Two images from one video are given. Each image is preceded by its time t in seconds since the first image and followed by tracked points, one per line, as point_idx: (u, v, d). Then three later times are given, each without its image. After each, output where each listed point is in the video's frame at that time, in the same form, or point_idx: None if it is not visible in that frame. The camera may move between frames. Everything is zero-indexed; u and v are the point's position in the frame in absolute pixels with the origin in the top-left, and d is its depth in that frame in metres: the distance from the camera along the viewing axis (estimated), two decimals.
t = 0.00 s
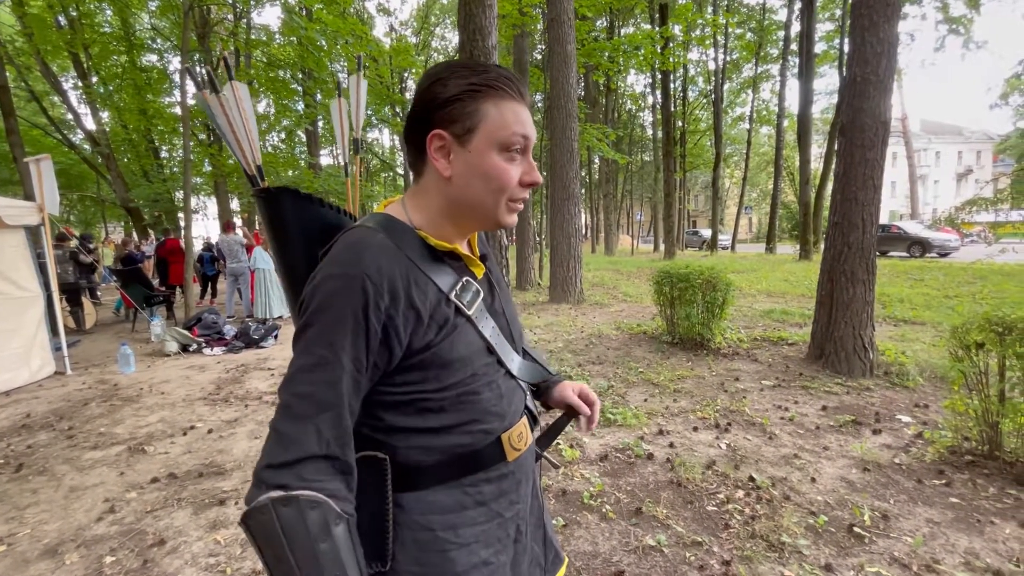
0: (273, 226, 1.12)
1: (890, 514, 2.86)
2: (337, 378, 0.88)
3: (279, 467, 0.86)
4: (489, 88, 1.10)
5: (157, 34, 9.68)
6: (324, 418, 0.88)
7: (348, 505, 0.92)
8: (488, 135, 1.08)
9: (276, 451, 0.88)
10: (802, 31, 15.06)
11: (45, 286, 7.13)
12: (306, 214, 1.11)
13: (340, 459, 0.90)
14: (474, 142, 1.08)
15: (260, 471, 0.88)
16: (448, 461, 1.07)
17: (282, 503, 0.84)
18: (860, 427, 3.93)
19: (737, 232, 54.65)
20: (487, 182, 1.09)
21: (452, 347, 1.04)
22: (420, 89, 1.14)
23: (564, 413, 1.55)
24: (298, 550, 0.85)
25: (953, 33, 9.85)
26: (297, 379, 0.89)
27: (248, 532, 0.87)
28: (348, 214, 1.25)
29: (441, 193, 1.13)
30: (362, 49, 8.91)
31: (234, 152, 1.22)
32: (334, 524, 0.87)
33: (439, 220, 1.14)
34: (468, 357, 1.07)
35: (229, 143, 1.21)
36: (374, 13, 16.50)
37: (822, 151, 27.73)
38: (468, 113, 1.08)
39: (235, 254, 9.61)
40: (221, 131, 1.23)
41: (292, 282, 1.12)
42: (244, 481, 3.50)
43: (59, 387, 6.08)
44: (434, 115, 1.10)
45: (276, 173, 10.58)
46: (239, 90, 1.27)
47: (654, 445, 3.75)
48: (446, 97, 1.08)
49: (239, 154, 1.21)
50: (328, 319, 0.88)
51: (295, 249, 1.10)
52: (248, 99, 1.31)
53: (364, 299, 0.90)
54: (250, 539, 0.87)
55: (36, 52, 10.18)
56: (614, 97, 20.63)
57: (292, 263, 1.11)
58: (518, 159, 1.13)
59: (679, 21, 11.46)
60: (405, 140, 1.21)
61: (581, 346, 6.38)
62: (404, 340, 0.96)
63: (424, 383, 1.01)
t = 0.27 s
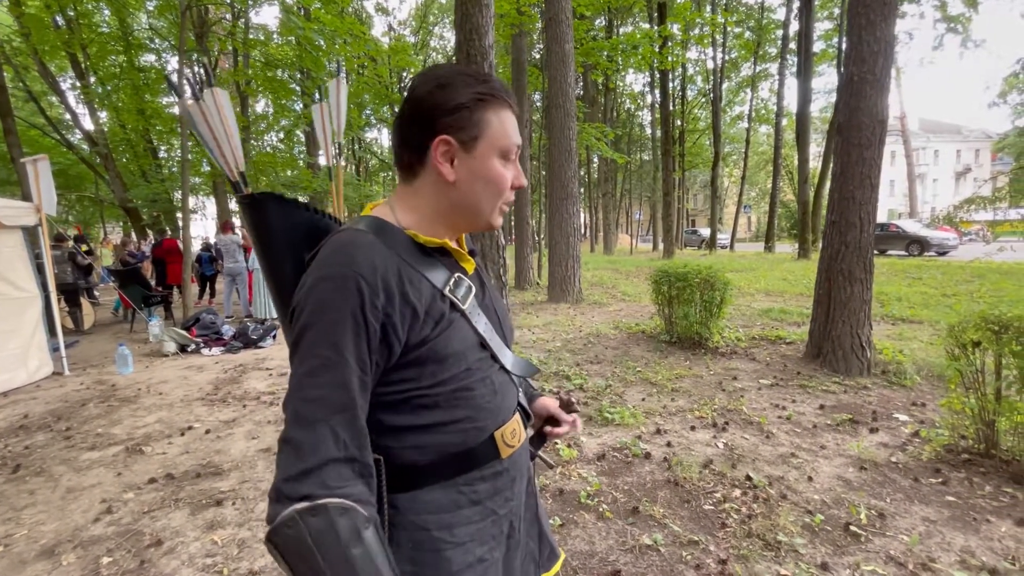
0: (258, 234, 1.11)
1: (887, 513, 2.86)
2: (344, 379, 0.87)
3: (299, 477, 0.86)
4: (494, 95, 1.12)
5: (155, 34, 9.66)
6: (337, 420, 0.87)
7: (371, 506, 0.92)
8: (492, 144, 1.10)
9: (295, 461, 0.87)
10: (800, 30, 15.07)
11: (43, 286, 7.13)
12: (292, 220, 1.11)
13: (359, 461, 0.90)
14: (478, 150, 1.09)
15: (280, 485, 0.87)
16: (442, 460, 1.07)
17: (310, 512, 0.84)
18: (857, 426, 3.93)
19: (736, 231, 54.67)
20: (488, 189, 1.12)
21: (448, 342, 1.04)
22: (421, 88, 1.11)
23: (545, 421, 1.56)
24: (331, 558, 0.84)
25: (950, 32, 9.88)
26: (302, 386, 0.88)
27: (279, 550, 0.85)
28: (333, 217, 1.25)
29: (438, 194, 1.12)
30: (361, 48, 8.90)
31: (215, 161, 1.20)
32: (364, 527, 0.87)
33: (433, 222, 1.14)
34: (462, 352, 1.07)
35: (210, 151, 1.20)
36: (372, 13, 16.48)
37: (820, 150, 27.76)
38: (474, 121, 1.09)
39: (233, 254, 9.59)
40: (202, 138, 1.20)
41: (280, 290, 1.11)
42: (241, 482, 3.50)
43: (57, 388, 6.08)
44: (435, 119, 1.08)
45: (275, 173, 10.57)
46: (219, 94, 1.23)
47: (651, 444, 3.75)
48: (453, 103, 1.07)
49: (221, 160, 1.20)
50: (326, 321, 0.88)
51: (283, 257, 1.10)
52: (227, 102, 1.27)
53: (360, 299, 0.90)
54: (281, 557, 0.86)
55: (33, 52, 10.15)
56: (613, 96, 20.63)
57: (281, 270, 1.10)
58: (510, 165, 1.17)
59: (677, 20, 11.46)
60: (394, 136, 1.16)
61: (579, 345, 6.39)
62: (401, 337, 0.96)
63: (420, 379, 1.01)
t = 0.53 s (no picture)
0: (239, 241, 1.09)
1: (885, 512, 2.87)
2: (342, 379, 0.87)
3: (313, 481, 0.84)
4: (514, 138, 1.15)
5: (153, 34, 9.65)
6: (342, 420, 0.86)
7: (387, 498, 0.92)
8: (498, 181, 1.13)
9: (306, 465, 0.85)
10: (799, 29, 15.05)
11: (42, 287, 7.12)
12: (273, 225, 1.10)
13: (370, 458, 0.89)
14: (484, 183, 1.11)
15: (294, 493, 0.85)
16: (433, 460, 1.07)
17: (332, 513, 0.83)
18: (855, 425, 3.93)
19: (736, 230, 54.71)
20: (479, 220, 1.15)
21: (437, 341, 1.05)
22: (448, 105, 1.10)
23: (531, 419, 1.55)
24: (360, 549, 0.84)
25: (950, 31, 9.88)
26: (299, 390, 0.87)
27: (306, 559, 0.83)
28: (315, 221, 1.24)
29: (433, 209, 1.13)
30: (359, 48, 8.89)
31: (193, 166, 1.19)
32: (388, 518, 0.88)
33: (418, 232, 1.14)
34: (451, 351, 1.07)
35: (188, 156, 1.17)
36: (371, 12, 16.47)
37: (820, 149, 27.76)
38: (490, 156, 1.10)
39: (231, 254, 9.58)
40: (179, 142, 1.18)
41: (265, 298, 1.10)
42: (239, 482, 3.50)
43: (56, 388, 6.08)
44: (452, 139, 1.08)
45: (274, 173, 10.57)
46: (197, 100, 1.21)
47: (650, 444, 3.75)
48: (474, 133, 1.08)
49: (198, 164, 1.17)
50: (320, 323, 0.87)
51: (268, 263, 1.09)
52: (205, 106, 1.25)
53: (352, 299, 0.89)
54: (309, 565, 0.84)
55: (31, 52, 10.14)
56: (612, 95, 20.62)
57: (266, 277, 1.09)
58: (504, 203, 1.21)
59: (676, 19, 11.45)
60: (404, 135, 1.14)
61: (578, 345, 6.39)
62: (392, 337, 0.96)
63: (410, 379, 1.01)
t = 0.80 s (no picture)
0: (236, 238, 1.08)
1: (885, 511, 2.86)
2: (344, 374, 0.86)
3: (317, 477, 0.82)
4: (523, 148, 1.14)
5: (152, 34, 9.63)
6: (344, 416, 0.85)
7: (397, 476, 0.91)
8: (503, 192, 1.13)
9: (308, 461, 0.83)
10: (799, 27, 15.03)
11: (41, 287, 7.12)
12: (271, 223, 1.10)
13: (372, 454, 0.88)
14: (489, 193, 1.11)
15: (300, 492, 0.83)
16: (428, 461, 1.06)
17: (343, 506, 0.80)
18: (856, 424, 3.93)
19: (736, 229, 54.72)
20: (480, 227, 1.16)
21: (434, 342, 1.04)
22: (459, 112, 1.08)
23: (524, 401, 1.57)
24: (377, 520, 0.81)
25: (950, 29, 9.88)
26: (299, 387, 0.85)
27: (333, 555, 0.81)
28: (312, 221, 1.24)
29: (435, 215, 1.12)
30: (358, 48, 8.88)
31: (189, 160, 1.17)
32: (397, 487, 0.86)
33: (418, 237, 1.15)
34: (447, 352, 1.07)
35: (185, 152, 1.16)
36: (370, 12, 16.47)
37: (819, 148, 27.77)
38: (499, 166, 1.09)
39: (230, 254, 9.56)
40: (177, 137, 1.17)
41: (261, 297, 1.10)
42: (239, 483, 3.50)
43: (56, 389, 6.08)
44: (465, 145, 1.07)
45: (274, 173, 10.56)
46: (194, 94, 1.21)
47: (650, 443, 3.75)
48: (486, 142, 1.07)
49: (195, 159, 1.16)
50: (321, 318, 0.86)
51: (264, 261, 1.08)
52: (202, 101, 1.25)
53: (353, 294, 0.89)
54: (337, 564, 0.82)
55: (30, 53, 10.12)
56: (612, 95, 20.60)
57: (262, 275, 1.08)
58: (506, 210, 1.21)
59: (676, 18, 11.43)
60: (412, 135, 1.12)
61: (578, 344, 6.39)
62: (390, 335, 0.95)
63: (406, 379, 1.00)
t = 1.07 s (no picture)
0: (233, 238, 1.07)
1: (887, 511, 2.86)
2: (353, 373, 0.85)
3: (332, 477, 0.81)
4: (529, 155, 1.14)
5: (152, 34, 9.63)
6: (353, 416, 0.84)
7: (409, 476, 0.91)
8: (508, 198, 1.14)
9: (320, 461, 0.82)
10: (799, 26, 15.00)
11: (41, 288, 7.12)
12: (268, 223, 1.10)
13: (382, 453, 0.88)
14: (495, 198, 1.12)
15: (314, 491, 0.82)
16: (429, 462, 1.06)
17: (363, 505, 0.81)
18: (857, 423, 3.92)
19: (737, 228, 54.68)
20: (483, 231, 1.16)
21: (436, 343, 1.04)
22: (469, 117, 1.07)
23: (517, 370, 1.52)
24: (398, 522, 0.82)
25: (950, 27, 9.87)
26: (307, 387, 0.84)
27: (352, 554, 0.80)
28: (310, 220, 1.23)
29: (440, 218, 1.12)
30: (358, 48, 8.87)
31: (186, 159, 1.16)
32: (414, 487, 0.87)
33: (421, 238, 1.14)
34: (448, 352, 1.07)
35: (184, 151, 1.16)
36: (370, 12, 16.46)
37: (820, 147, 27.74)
38: (506, 172, 1.10)
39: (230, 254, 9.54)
40: (174, 134, 1.17)
41: (258, 298, 1.09)
42: (240, 483, 3.49)
43: (56, 390, 6.07)
44: (473, 150, 1.06)
45: (274, 173, 10.54)
46: (193, 89, 1.20)
47: (651, 443, 3.74)
48: (495, 148, 1.07)
49: (193, 157, 1.15)
50: (327, 317, 0.86)
51: (262, 261, 1.07)
52: (201, 97, 1.24)
53: (359, 293, 0.89)
54: (352, 564, 0.81)
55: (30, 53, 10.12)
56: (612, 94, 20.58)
57: (260, 275, 1.07)
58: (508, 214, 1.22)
59: (676, 17, 11.41)
60: (417, 138, 1.10)
61: (579, 344, 6.39)
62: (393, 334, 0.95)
63: (407, 380, 1.00)
